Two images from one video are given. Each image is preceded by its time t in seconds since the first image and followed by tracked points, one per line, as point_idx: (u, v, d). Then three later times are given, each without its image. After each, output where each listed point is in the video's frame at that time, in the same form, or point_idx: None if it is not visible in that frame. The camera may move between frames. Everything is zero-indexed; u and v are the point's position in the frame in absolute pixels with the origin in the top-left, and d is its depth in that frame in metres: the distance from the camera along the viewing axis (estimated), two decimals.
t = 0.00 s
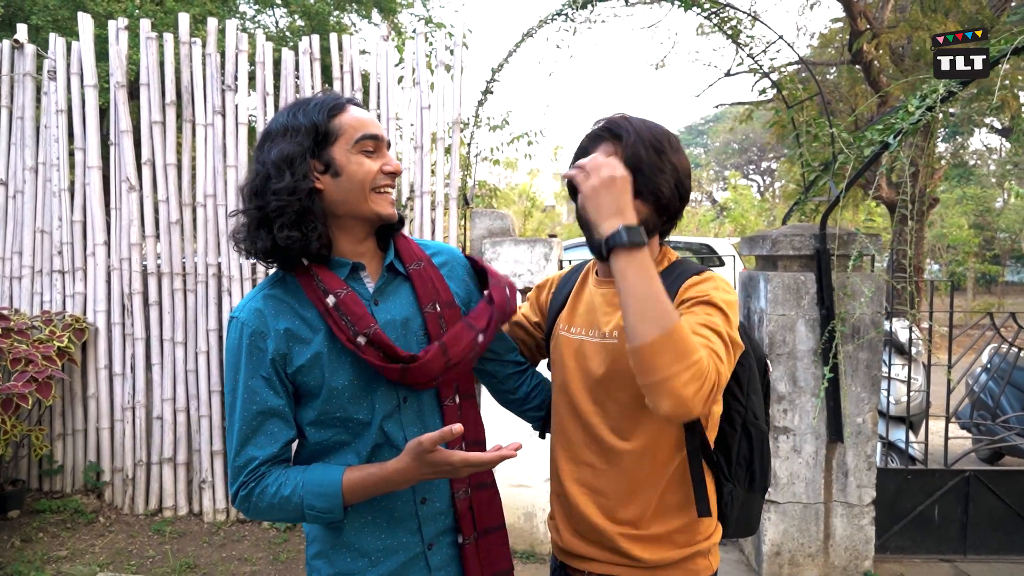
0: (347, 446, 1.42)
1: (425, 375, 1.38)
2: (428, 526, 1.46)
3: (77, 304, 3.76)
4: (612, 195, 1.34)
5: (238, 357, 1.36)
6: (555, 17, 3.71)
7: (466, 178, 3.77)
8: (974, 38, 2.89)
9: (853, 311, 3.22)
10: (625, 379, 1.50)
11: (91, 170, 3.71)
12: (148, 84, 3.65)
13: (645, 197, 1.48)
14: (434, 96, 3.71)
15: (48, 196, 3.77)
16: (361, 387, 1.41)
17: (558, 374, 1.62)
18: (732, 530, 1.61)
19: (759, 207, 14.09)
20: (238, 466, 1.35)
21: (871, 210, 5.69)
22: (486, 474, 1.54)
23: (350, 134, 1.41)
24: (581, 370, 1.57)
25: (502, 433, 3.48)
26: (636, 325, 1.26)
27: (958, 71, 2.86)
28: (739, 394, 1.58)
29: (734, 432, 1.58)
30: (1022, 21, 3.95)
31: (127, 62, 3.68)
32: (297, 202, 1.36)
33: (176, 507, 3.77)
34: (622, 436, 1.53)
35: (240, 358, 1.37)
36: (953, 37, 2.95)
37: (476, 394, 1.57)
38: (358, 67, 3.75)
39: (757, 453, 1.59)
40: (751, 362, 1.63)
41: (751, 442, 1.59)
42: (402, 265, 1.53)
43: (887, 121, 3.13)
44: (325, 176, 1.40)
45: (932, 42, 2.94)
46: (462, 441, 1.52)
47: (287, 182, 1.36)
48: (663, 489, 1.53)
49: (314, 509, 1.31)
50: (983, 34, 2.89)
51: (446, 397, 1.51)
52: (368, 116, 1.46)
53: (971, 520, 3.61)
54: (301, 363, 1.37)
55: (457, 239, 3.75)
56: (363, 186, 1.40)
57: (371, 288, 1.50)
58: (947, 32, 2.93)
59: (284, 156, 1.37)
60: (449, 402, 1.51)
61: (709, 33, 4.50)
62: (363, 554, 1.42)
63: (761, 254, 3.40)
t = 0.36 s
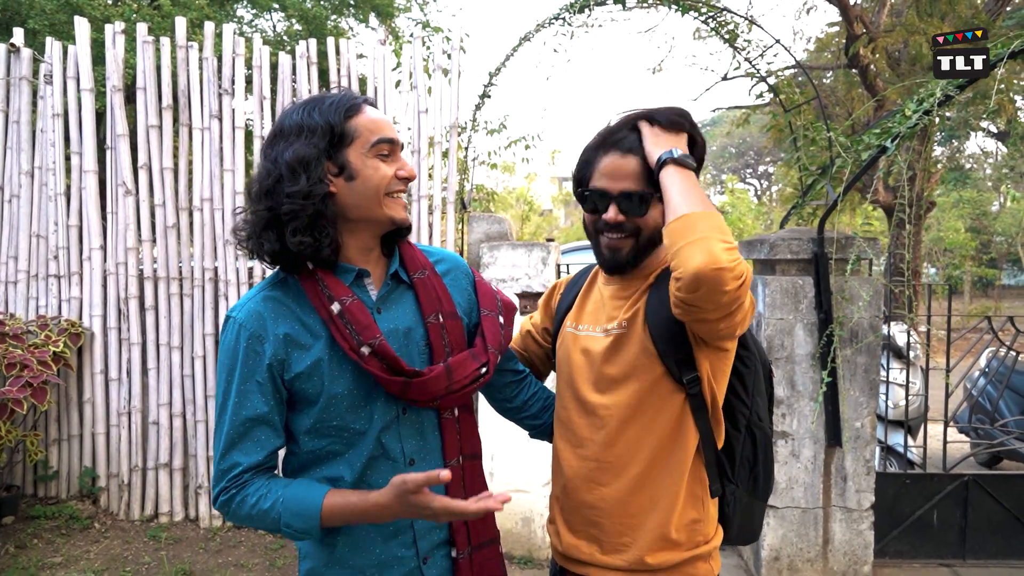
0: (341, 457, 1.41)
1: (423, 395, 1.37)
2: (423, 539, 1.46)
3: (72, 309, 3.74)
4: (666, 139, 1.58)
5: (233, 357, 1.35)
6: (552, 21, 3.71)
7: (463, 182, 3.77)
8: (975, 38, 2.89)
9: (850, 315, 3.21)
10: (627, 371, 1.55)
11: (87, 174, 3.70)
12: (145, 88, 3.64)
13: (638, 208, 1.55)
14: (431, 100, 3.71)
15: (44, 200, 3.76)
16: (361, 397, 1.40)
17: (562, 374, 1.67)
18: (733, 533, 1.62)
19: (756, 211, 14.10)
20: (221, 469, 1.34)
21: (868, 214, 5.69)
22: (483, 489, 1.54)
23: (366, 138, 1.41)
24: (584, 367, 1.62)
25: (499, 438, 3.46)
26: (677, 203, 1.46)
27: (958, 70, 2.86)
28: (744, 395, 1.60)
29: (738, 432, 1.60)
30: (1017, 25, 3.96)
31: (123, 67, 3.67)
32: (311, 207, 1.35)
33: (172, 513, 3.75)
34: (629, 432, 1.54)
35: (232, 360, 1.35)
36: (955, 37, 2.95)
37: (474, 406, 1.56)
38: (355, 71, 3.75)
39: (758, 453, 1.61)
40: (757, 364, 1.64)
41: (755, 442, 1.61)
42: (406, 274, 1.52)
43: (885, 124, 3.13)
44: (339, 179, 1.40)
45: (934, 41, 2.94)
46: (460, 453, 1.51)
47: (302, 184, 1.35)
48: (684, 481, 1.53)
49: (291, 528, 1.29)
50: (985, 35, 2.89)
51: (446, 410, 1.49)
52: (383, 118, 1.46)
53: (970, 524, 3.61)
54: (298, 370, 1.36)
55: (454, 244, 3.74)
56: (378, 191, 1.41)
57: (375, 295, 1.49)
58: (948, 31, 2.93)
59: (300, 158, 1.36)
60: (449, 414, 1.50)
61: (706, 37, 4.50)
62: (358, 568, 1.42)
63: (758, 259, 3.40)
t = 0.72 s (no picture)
0: (337, 463, 1.41)
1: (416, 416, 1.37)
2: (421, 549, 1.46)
3: (74, 313, 3.74)
4: (700, 164, 1.55)
5: (232, 354, 1.35)
6: (553, 24, 3.72)
7: (464, 186, 3.77)
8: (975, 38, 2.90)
9: (852, 318, 3.21)
10: (635, 385, 1.54)
11: (88, 178, 3.70)
12: (146, 92, 3.64)
13: (610, 221, 1.52)
14: (432, 104, 3.71)
15: (46, 204, 3.76)
16: (361, 405, 1.40)
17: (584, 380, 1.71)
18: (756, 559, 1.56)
19: (757, 214, 14.09)
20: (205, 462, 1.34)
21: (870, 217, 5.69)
22: (482, 500, 1.53)
23: (379, 145, 1.40)
24: (600, 377, 1.63)
25: (501, 442, 3.46)
26: (702, 231, 1.44)
27: (957, 70, 2.85)
28: (773, 417, 1.54)
29: (764, 454, 1.54)
30: (1017, 28, 3.96)
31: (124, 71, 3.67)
32: (317, 217, 1.35)
33: (173, 517, 3.75)
34: (632, 443, 1.54)
35: (230, 355, 1.35)
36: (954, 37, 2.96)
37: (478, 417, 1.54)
38: (356, 75, 3.75)
39: (785, 477, 1.55)
40: (794, 384, 1.56)
41: (783, 466, 1.55)
42: (416, 280, 1.52)
43: (886, 126, 3.13)
44: (348, 188, 1.39)
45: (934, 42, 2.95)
46: (461, 465, 1.50)
47: (309, 193, 1.35)
48: (701, 499, 1.49)
49: (255, 545, 1.28)
50: (985, 35, 2.89)
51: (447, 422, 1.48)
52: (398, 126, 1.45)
53: (973, 528, 3.59)
54: (298, 375, 1.36)
55: (455, 247, 3.74)
56: (387, 201, 1.40)
57: (383, 302, 1.49)
58: (948, 32, 2.94)
59: (308, 166, 1.36)
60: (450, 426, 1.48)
61: (707, 40, 4.51)
62: None
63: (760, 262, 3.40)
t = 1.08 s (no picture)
0: (344, 463, 1.41)
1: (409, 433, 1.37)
2: (420, 558, 1.48)
3: (74, 315, 3.74)
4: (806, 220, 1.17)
5: (248, 352, 1.34)
6: (553, 26, 3.72)
7: (464, 188, 3.77)
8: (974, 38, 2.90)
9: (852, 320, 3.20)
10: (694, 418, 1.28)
11: (88, 180, 3.70)
12: (146, 94, 3.64)
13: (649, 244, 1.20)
14: (433, 107, 3.71)
15: (46, 206, 3.76)
16: (363, 410, 1.40)
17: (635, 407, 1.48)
18: None
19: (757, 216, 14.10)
20: (241, 468, 1.32)
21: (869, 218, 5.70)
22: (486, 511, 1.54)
23: (403, 165, 1.38)
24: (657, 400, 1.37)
25: (500, 444, 3.46)
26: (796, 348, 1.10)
27: (957, 70, 2.85)
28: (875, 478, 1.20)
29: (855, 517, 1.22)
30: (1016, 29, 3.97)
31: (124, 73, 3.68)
32: (331, 230, 1.37)
33: (172, 518, 3.75)
34: (688, 476, 1.32)
35: (246, 351, 1.34)
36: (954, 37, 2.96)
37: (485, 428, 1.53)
38: (356, 77, 3.75)
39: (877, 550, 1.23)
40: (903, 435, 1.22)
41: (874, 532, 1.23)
42: (426, 287, 1.53)
43: (886, 126, 3.13)
44: (364, 203, 1.40)
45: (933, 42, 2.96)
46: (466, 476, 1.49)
47: (325, 206, 1.36)
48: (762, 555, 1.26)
49: (313, 524, 1.29)
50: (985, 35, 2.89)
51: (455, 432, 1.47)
52: (428, 142, 1.42)
53: (973, 530, 3.59)
54: (316, 371, 1.37)
55: (455, 250, 3.73)
56: (401, 225, 1.40)
57: (392, 306, 1.50)
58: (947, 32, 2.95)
59: (329, 177, 1.37)
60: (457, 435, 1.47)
61: (707, 42, 4.51)
62: None
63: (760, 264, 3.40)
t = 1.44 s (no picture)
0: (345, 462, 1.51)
1: (429, 422, 1.49)
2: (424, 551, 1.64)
3: (63, 311, 3.71)
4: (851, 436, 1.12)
5: (274, 307, 1.40)
6: (546, 22, 3.71)
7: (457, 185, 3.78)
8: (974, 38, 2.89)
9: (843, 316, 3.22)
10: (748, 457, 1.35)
11: (78, 176, 3.68)
12: (136, 89, 3.62)
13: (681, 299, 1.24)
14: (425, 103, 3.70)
15: (34, 201, 3.73)
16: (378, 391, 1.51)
17: (665, 445, 1.53)
18: None
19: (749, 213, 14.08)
20: (262, 433, 1.32)
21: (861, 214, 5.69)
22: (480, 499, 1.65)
23: (422, 152, 1.55)
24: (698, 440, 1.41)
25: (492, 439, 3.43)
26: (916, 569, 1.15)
27: (958, 70, 2.85)
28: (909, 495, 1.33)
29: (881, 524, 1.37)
30: (1009, 25, 3.96)
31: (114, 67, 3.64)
32: (351, 201, 1.50)
33: (164, 515, 3.73)
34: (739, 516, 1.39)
35: (270, 307, 1.40)
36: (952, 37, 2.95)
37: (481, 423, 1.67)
38: (349, 72, 3.74)
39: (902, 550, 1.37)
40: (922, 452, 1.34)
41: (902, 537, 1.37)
42: (440, 282, 1.70)
43: (879, 123, 3.13)
44: (383, 182, 1.55)
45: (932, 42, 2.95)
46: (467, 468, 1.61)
47: (348, 176, 1.51)
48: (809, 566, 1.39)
49: (350, 513, 1.32)
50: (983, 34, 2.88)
51: (461, 424, 1.61)
52: (447, 136, 1.59)
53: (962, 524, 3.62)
54: (337, 339, 1.47)
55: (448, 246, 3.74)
56: (415, 207, 1.56)
57: (409, 294, 1.64)
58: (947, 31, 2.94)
59: (354, 152, 1.52)
60: (461, 427, 1.61)
61: (700, 37, 4.50)
62: None
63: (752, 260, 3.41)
